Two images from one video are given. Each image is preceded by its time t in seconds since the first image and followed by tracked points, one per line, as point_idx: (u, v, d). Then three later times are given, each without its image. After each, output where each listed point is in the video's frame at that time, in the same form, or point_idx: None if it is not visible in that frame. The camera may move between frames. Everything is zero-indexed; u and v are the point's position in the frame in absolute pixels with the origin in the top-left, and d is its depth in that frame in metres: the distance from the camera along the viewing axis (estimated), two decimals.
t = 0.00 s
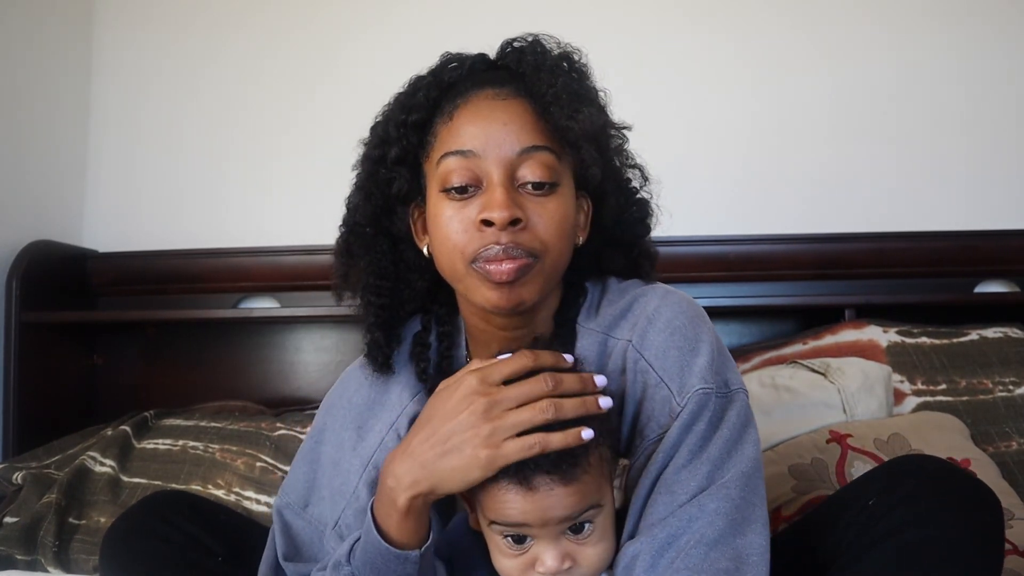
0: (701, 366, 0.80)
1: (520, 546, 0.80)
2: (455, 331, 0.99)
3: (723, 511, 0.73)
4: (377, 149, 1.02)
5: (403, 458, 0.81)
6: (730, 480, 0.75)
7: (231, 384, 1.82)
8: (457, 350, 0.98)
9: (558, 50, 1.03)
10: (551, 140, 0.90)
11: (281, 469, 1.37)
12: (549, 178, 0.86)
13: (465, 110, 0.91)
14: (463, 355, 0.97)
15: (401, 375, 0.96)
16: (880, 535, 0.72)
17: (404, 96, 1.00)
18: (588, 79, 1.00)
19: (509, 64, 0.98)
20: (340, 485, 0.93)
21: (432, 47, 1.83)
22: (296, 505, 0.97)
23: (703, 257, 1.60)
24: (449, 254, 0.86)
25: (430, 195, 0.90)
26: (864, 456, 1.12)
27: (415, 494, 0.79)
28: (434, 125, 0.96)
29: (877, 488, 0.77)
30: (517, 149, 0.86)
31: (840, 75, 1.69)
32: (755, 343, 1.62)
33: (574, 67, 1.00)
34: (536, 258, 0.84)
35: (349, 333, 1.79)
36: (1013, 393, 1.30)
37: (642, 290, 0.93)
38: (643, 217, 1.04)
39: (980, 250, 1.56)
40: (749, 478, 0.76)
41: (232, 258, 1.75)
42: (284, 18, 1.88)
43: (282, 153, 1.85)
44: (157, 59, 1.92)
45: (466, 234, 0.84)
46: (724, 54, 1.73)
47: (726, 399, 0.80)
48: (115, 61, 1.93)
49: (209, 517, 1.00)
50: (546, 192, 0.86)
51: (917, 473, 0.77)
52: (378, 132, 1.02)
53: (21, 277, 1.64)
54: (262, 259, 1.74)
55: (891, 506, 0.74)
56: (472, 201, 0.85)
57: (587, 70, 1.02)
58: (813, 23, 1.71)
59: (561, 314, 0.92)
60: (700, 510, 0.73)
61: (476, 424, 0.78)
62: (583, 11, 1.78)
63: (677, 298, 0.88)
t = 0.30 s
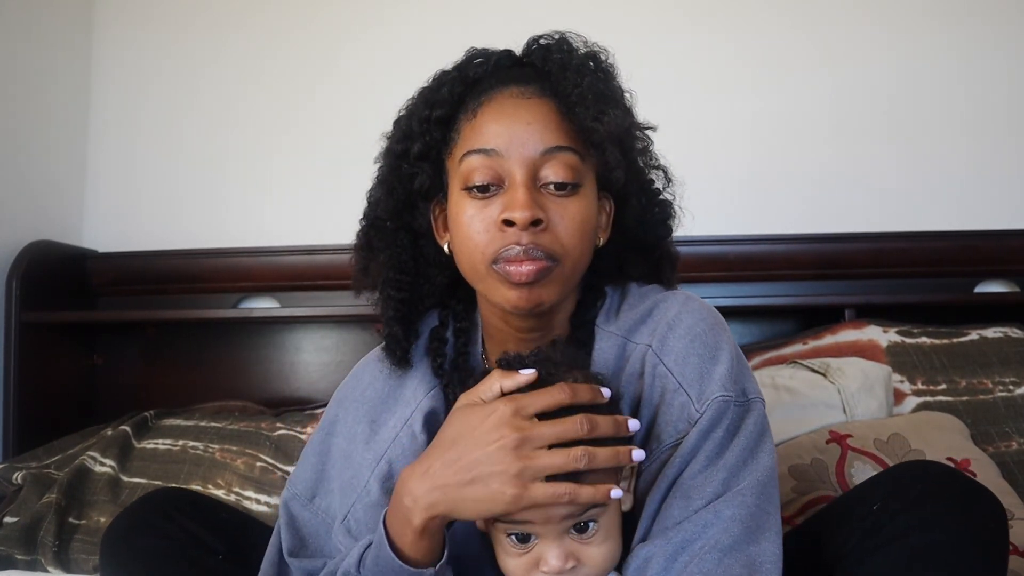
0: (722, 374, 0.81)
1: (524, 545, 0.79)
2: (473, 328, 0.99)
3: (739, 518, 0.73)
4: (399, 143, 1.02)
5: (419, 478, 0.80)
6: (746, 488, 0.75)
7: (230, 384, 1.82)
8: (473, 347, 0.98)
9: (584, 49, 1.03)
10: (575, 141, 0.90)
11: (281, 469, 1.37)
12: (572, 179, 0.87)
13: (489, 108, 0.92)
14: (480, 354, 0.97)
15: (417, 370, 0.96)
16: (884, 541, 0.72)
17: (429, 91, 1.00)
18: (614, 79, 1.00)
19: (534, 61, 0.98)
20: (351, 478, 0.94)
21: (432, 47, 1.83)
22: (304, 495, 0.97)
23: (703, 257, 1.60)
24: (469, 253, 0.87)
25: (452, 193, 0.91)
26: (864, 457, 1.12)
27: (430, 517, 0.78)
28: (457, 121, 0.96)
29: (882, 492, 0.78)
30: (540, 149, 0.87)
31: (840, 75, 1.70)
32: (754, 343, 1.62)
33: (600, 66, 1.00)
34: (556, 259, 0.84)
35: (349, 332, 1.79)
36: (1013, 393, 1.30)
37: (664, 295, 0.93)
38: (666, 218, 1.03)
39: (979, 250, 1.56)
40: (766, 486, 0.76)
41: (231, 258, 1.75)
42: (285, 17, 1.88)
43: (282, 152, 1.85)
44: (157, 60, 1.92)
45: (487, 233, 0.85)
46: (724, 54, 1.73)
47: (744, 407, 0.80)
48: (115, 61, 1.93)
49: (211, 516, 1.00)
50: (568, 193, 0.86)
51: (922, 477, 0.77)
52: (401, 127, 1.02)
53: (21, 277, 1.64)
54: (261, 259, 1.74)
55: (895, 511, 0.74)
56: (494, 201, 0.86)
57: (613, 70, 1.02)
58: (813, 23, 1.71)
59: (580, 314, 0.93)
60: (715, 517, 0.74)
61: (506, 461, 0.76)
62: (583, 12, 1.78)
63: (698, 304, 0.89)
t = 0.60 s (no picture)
0: (721, 375, 0.81)
1: (517, 541, 0.79)
2: (472, 327, 0.98)
3: (739, 518, 0.73)
4: (403, 140, 1.03)
5: (397, 482, 0.78)
6: (746, 488, 0.75)
7: (230, 384, 1.82)
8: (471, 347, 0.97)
9: (590, 50, 1.03)
10: (578, 141, 0.90)
11: (281, 469, 1.37)
12: (574, 177, 0.87)
13: (493, 106, 0.92)
14: (479, 353, 0.96)
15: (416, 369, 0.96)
16: (884, 542, 0.72)
17: (434, 88, 1.00)
18: (619, 80, 1.00)
19: (539, 61, 0.98)
20: (351, 477, 0.94)
21: (433, 46, 1.84)
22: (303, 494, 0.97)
23: (703, 257, 1.60)
24: (470, 250, 0.87)
25: (454, 190, 0.91)
26: (864, 457, 1.12)
27: (406, 518, 0.76)
28: (461, 119, 0.96)
29: (884, 492, 0.77)
30: (543, 147, 0.87)
31: (840, 75, 1.69)
32: (755, 343, 1.62)
33: (605, 68, 1.00)
34: (557, 257, 0.84)
35: (349, 332, 1.79)
36: (1013, 393, 1.30)
37: (663, 296, 0.93)
38: (669, 220, 1.03)
39: (979, 250, 1.56)
40: (766, 488, 0.76)
41: (230, 258, 1.75)
42: (285, 16, 1.89)
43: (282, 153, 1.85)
44: (158, 60, 1.92)
45: (488, 230, 0.85)
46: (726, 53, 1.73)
47: (744, 407, 0.81)
48: (115, 61, 1.93)
49: (211, 515, 1.00)
50: (570, 191, 0.86)
51: (923, 478, 0.76)
52: (406, 124, 1.03)
53: (21, 277, 1.64)
54: (262, 259, 1.74)
55: (896, 511, 0.74)
56: (496, 197, 0.86)
57: (617, 71, 1.02)
58: (813, 22, 1.71)
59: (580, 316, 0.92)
60: (716, 517, 0.74)
61: (454, 460, 0.71)
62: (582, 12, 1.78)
63: (698, 305, 0.89)
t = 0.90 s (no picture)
0: (698, 366, 0.80)
1: (510, 530, 0.79)
2: (453, 329, 1.00)
3: (720, 509, 0.73)
4: (390, 133, 1.03)
5: (398, 436, 0.84)
6: (728, 480, 0.75)
7: (231, 384, 1.82)
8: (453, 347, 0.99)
9: (580, 59, 1.05)
10: (569, 142, 0.92)
11: (281, 469, 1.37)
12: (566, 176, 0.88)
13: (487, 103, 0.93)
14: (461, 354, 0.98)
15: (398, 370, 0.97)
16: (882, 540, 0.73)
17: (424, 84, 1.00)
18: (607, 90, 1.02)
19: (530, 64, 1.00)
20: (342, 480, 0.94)
21: (433, 46, 1.83)
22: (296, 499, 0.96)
23: (704, 257, 1.60)
24: (460, 241, 0.87)
25: (445, 182, 0.91)
26: (864, 457, 1.12)
27: (405, 463, 0.81)
28: (451, 117, 0.97)
29: (881, 490, 0.77)
30: (538, 144, 0.88)
31: (842, 77, 1.69)
32: (755, 343, 1.62)
33: (595, 76, 1.02)
34: (547, 253, 0.85)
35: (349, 332, 1.79)
36: (1012, 393, 1.30)
37: (638, 291, 0.93)
38: (644, 228, 1.06)
39: (980, 250, 1.56)
40: (747, 478, 0.76)
41: (231, 258, 1.75)
42: (285, 17, 1.88)
43: (283, 154, 1.85)
44: (158, 60, 1.92)
45: (481, 221, 0.85)
46: (727, 54, 1.73)
47: (723, 398, 0.80)
48: (116, 63, 1.93)
49: (210, 515, 1.00)
50: (562, 189, 0.88)
51: (920, 476, 0.77)
52: (394, 117, 1.03)
53: (21, 277, 1.64)
54: (262, 260, 1.74)
55: (895, 509, 0.74)
56: (490, 190, 0.86)
57: (605, 80, 1.04)
58: (814, 23, 1.71)
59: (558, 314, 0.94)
60: (697, 509, 0.74)
61: (456, 383, 0.82)
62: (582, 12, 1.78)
63: (674, 297, 0.88)
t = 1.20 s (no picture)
0: (673, 358, 0.81)
1: (512, 533, 0.79)
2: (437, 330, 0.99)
3: (700, 501, 0.74)
4: (371, 137, 1.04)
5: (403, 440, 0.83)
6: (706, 470, 0.76)
7: (231, 384, 1.82)
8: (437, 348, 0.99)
9: (561, 65, 1.05)
10: (546, 143, 0.92)
11: (281, 469, 1.37)
12: (542, 175, 0.89)
13: (465, 104, 0.94)
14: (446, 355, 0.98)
15: (384, 372, 0.97)
16: (880, 538, 0.73)
17: (405, 89, 1.01)
18: (586, 95, 1.03)
19: (510, 70, 1.00)
20: (337, 481, 0.94)
21: (434, 46, 1.83)
22: (292, 504, 0.96)
23: (704, 257, 1.60)
24: (437, 238, 0.87)
25: (423, 181, 0.92)
26: (865, 457, 1.12)
27: (409, 469, 0.81)
28: (431, 119, 0.98)
29: (880, 487, 0.77)
30: (514, 143, 0.89)
31: (842, 77, 1.69)
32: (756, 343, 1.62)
33: (574, 82, 1.03)
34: (523, 249, 0.85)
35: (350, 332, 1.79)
36: (1012, 393, 1.30)
37: (617, 284, 0.93)
38: (624, 232, 1.06)
39: (981, 250, 1.56)
40: (726, 468, 0.76)
41: (231, 258, 1.75)
42: (285, 18, 1.88)
43: (284, 154, 1.85)
44: (157, 60, 1.92)
45: (457, 219, 0.86)
46: (728, 54, 1.73)
47: (700, 388, 0.81)
48: (116, 62, 1.93)
49: (210, 516, 1.00)
50: (538, 187, 0.88)
51: (918, 474, 0.77)
52: (375, 121, 1.03)
53: (20, 277, 1.64)
54: (263, 260, 1.74)
55: (894, 506, 0.74)
56: (466, 187, 0.87)
57: (585, 87, 1.05)
58: (815, 23, 1.71)
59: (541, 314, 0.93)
60: (677, 502, 0.74)
61: (467, 396, 0.81)
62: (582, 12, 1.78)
63: (652, 290, 0.89)
